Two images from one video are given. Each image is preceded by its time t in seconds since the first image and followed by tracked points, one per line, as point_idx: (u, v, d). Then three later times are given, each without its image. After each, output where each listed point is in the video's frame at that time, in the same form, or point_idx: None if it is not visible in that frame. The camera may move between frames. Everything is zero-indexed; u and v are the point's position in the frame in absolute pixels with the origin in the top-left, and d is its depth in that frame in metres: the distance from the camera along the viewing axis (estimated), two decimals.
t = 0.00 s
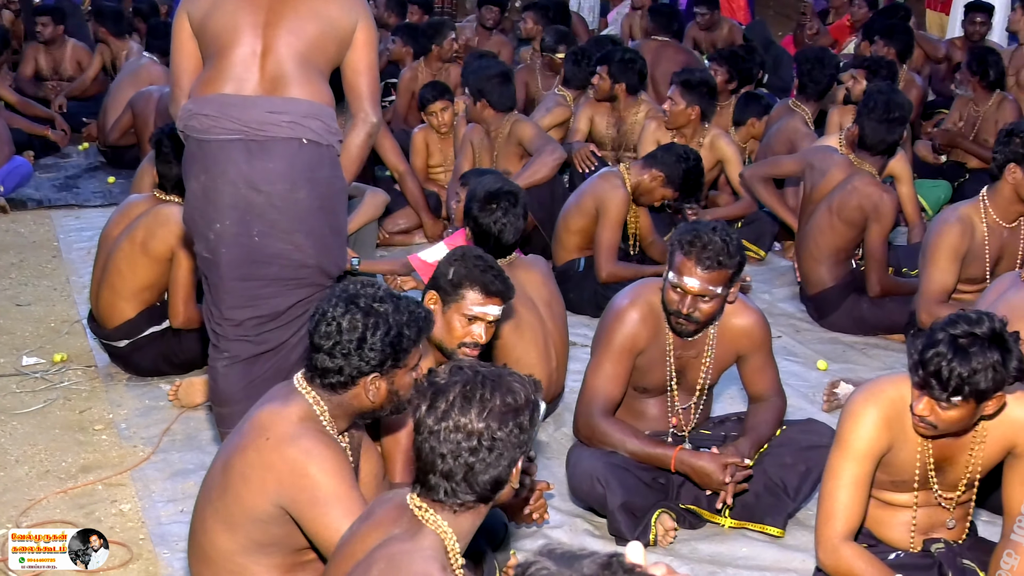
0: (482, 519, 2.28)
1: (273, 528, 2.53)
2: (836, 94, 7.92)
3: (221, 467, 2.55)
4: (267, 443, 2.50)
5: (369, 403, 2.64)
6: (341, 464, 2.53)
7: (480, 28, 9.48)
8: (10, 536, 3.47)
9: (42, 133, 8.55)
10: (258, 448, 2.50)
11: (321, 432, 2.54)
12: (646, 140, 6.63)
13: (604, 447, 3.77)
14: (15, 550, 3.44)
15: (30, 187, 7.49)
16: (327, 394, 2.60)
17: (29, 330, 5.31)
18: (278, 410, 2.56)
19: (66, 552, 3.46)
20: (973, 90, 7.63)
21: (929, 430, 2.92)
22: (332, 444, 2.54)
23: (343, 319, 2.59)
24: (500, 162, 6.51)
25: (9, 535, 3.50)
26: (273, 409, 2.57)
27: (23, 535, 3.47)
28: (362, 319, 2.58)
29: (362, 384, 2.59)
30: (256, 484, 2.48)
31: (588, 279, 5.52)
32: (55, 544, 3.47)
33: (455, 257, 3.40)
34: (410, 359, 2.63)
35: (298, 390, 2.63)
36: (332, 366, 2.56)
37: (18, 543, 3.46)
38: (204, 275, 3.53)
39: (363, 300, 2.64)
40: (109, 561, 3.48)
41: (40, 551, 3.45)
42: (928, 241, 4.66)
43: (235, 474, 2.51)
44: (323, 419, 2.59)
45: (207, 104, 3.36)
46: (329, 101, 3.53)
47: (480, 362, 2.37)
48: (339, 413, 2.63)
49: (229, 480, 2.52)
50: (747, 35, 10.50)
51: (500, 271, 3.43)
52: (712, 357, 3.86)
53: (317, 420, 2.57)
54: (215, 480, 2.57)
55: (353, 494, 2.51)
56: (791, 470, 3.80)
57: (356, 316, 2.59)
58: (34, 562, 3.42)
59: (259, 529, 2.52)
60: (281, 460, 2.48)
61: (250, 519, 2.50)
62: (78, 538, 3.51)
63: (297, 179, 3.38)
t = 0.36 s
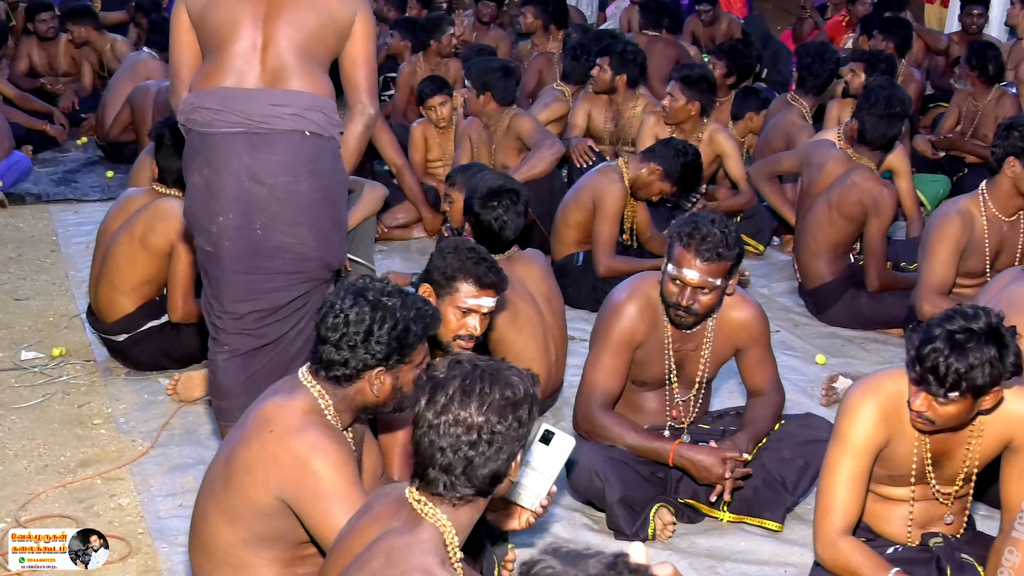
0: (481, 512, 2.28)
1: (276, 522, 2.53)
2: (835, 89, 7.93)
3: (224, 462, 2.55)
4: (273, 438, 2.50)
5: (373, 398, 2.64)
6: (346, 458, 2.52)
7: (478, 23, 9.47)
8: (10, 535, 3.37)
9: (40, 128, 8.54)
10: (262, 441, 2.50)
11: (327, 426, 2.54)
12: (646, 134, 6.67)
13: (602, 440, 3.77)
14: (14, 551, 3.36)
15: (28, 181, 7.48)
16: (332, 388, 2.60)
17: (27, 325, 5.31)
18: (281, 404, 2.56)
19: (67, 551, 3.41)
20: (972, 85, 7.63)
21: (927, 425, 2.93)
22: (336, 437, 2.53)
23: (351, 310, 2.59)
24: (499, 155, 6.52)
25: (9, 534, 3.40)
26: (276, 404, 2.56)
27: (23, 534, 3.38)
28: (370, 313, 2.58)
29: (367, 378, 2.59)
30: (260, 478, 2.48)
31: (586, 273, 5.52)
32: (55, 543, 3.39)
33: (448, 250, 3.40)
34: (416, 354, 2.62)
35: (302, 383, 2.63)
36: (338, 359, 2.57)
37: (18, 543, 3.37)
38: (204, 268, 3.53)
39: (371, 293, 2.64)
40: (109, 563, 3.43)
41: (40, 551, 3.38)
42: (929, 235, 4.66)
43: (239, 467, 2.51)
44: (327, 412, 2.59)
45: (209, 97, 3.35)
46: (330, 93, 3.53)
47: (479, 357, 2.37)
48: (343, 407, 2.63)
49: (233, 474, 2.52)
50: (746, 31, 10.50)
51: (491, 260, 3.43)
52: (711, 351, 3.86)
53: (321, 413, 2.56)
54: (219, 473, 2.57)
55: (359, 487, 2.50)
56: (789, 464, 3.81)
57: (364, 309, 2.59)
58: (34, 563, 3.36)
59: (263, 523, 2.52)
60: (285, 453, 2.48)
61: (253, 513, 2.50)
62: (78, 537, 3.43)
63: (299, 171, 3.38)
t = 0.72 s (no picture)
0: (483, 506, 2.28)
1: (281, 515, 2.53)
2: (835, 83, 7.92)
3: (231, 453, 2.55)
4: (281, 430, 2.50)
5: (379, 392, 2.63)
6: (353, 451, 2.53)
7: (477, 17, 9.46)
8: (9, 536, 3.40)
9: (40, 123, 8.54)
10: (269, 434, 2.50)
11: (333, 419, 2.54)
12: (644, 129, 6.68)
13: (600, 434, 3.77)
14: (14, 550, 3.38)
15: (28, 176, 7.48)
16: (339, 380, 2.59)
17: (28, 319, 5.31)
18: (288, 397, 2.56)
19: (66, 552, 3.41)
20: (972, 79, 7.62)
21: (925, 420, 2.93)
22: (342, 431, 2.54)
23: (360, 302, 2.59)
24: (497, 149, 6.52)
25: (8, 535, 3.44)
26: (283, 397, 2.56)
27: (22, 535, 3.41)
28: (379, 305, 2.58)
29: (374, 371, 2.58)
30: (267, 470, 2.48)
31: (586, 267, 5.52)
32: (54, 544, 3.41)
33: (438, 242, 3.42)
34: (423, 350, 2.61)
35: (307, 375, 2.63)
36: (346, 352, 2.56)
37: (17, 543, 3.39)
38: (205, 262, 3.53)
39: (380, 286, 2.65)
40: (108, 565, 3.40)
41: (40, 551, 3.40)
42: (930, 230, 4.66)
43: (245, 459, 2.51)
44: (334, 406, 2.59)
45: (209, 91, 3.35)
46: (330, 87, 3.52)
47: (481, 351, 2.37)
48: (350, 401, 2.62)
49: (240, 467, 2.52)
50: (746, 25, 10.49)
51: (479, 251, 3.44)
52: (710, 345, 3.86)
53: (328, 406, 2.56)
54: (224, 466, 2.56)
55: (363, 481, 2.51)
56: (789, 459, 3.81)
57: (373, 301, 2.60)
58: (34, 562, 3.37)
59: (269, 515, 2.52)
60: (293, 446, 2.49)
61: (260, 506, 2.50)
62: (77, 538, 3.45)
63: (299, 165, 3.37)
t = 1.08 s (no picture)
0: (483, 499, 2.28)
1: (277, 510, 2.52)
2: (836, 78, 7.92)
3: (229, 447, 2.55)
4: (277, 425, 2.49)
5: (370, 387, 2.60)
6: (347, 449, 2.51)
7: (477, 12, 9.46)
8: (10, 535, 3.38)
9: (39, 117, 8.55)
10: (265, 430, 2.49)
11: (331, 416, 2.52)
12: (646, 124, 6.70)
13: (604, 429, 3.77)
14: (14, 550, 3.36)
15: (27, 169, 7.49)
16: (333, 373, 2.59)
17: (28, 313, 5.31)
18: (286, 392, 2.55)
19: (66, 551, 3.38)
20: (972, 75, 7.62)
21: (889, 399, 2.97)
22: (340, 428, 2.52)
23: (356, 294, 2.59)
24: (497, 144, 6.53)
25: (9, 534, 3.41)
26: (281, 392, 2.55)
27: (22, 534, 3.38)
28: (375, 298, 2.58)
29: (363, 366, 2.57)
30: (263, 465, 2.48)
31: (586, 262, 5.53)
32: (55, 543, 3.37)
33: (414, 233, 3.45)
34: (417, 346, 2.58)
35: (305, 369, 2.62)
36: (339, 342, 2.56)
37: (18, 543, 3.37)
38: (205, 258, 3.53)
39: (379, 280, 2.64)
40: (109, 565, 3.37)
41: (40, 550, 3.36)
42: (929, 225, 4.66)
43: (242, 454, 2.51)
44: (332, 402, 2.58)
45: (208, 86, 3.35)
46: (330, 82, 3.52)
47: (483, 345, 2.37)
48: (345, 395, 2.61)
49: (237, 462, 2.51)
50: (745, 19, 10.49)
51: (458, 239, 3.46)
52: (712, 340, 3.86)
53: (325, 403, 2.55)
54: (221, 461, 2.56)
55: (354, 482, 2.49)
56: (788, 454, 3.81)
57: (370, 293, 2.59)
58: (34, 562, 3.35)
59: (267, 511, 2.52)
60: (289, 442, 2.47)
61: (256, 500, 2.50)
62: (77, 538, 3.41)
63: (299, 160, 3.37)
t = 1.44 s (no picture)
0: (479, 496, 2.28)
1: (270, 509, 2.51)
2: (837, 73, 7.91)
3: (223, 445, 2.53)
4: (271, 425, 2.48)
5: (362, 389, 2.56)
6: (341, 450, 2.50)
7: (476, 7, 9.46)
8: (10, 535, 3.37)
9: (39, 112, 8.55)
10: (259, 430, 2.48)
11: (327, 419, 2.51)
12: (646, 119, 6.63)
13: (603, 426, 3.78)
14: (14, 550, 3.35)
15: (28, 165, 7.49)
16: (327, 372, 2.56)
17: (28, 308, 5.31)
18: (282, 392, 2.53)
19: (66, 551, 3.37)
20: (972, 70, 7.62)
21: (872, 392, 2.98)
22: (335, 430, 2.51)
23: (355, 293, 2.59)
24: (496, 140, 6.52)
25: (9, 534, 3.40)
26: (277, 391, 2.54)
27: (23, 534, 3.38)
28: (373, 298, 2.56)
29: (355, 367, 2.53)
30: (255, 465, 2.46)
31: (586, 257, 5.53)
32: (55, 543, 3.37)
33: (392, 225, 3.45)
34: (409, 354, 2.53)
35: (301, 368, 2.60)
36: (333, 339, 2.53)
37: (18, 543, 3.36)
38: (205, 254, 3.52)
39: (382, 283, 2.63)
40: (109, 562, 3.37)
41: (40, 550, 3.36)
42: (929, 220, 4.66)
43: (235, 453, 2.49)
44: (327, 403, 2.55)
45: (208, 83, 3.35)
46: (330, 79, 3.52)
47: (478, 342, 2.35)
48: (339, 394, 2.57)
49: (230, 460, 2.50)
50: (745, 14, 10.49)
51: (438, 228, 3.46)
52: (707, 336, 3.86)
53: (320, 404, 2.53)
54: (215, 459, 2.55)
55: (345, 489, 2.48)
56: (789, 449, 3.80)
57: (368, 294, 2.58)
58: (34, 562, 3.34)
59: (259, 510, 2.51)
60: (283, 443, 2.46)
61: (248, 499, 2.49)
62: (77, 538, 3.40)
63: (299, 157, 3.37)
